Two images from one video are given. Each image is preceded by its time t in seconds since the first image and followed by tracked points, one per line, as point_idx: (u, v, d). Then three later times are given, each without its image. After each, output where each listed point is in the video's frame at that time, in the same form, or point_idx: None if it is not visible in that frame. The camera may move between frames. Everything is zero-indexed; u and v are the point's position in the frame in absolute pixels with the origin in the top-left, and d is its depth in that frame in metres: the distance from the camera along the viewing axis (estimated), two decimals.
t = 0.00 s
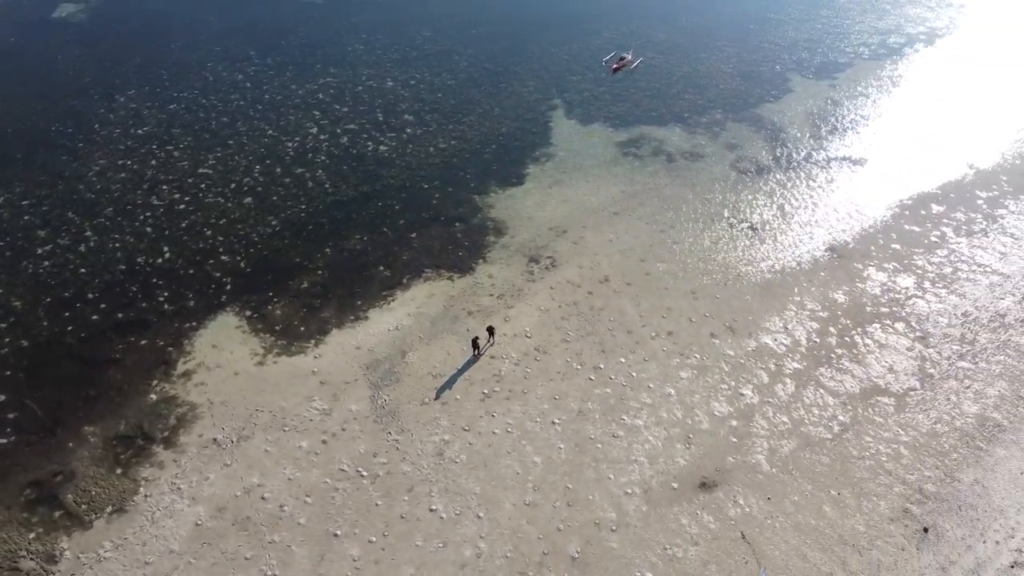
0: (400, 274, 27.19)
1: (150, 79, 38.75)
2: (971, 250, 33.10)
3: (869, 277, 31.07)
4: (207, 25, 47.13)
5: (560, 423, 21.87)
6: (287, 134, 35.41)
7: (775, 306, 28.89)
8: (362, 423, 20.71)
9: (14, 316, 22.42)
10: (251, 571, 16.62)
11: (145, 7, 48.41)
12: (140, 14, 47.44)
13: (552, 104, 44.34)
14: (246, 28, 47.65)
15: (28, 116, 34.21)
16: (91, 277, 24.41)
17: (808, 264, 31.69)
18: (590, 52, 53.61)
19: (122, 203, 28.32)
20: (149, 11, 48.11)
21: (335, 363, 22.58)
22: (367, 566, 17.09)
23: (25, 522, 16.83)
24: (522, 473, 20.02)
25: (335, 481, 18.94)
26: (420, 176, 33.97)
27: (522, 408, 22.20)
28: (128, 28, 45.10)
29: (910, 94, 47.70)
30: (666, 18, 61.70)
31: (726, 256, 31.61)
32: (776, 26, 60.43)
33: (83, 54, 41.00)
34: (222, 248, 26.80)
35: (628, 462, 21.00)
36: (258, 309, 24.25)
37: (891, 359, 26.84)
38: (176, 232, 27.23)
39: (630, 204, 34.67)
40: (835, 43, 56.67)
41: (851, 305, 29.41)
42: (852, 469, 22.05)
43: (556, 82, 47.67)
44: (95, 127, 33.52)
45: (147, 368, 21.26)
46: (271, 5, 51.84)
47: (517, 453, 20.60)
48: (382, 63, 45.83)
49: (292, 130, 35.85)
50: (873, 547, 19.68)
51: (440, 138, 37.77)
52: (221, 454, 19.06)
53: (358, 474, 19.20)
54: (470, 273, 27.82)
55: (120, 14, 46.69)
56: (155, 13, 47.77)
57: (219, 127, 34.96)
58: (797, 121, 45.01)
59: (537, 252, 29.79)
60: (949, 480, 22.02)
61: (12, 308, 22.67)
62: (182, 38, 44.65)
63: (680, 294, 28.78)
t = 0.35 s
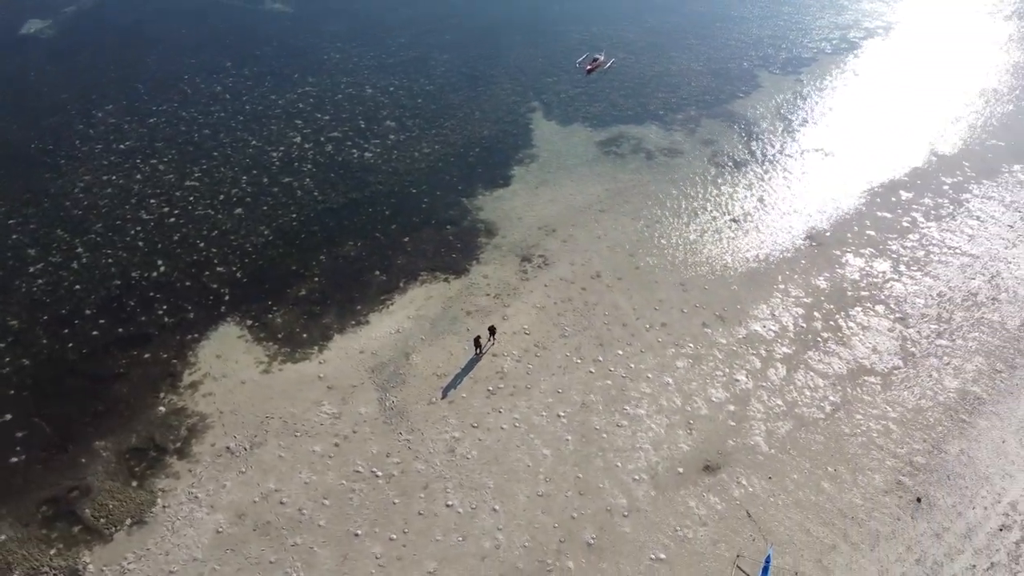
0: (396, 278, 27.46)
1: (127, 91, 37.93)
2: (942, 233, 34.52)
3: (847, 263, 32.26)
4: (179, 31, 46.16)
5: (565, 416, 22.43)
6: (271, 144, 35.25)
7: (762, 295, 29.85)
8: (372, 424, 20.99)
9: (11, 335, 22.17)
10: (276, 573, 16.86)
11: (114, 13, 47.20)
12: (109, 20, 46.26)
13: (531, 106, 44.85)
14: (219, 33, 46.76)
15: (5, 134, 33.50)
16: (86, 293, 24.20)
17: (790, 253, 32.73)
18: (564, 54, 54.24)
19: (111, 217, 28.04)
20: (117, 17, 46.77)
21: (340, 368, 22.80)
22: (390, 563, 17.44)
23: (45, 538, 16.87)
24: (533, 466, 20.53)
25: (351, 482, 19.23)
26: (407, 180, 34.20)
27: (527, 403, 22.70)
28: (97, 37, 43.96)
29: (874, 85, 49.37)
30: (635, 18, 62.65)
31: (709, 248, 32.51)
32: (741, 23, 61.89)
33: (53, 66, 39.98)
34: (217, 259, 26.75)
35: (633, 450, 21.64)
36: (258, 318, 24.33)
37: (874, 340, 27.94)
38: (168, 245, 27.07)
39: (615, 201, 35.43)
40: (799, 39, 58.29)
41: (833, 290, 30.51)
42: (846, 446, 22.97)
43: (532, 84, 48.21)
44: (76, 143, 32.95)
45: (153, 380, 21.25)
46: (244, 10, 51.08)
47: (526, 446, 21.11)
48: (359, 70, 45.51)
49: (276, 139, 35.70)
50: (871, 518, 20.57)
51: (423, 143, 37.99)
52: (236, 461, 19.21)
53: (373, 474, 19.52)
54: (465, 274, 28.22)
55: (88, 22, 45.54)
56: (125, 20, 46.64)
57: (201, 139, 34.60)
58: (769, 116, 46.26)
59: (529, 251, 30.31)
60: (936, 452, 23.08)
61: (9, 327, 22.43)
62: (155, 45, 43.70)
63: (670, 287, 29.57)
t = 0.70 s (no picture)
0: (392, 283, 27.73)
1: (105, 107, 37.32)
2: (912, 220, 35.93)
3: (825, 251, 33.46)
4: (151, 45, 45.45)
5: (568, 410, 22.99)
6: (255, 155, 35.00)
7: (747, 285, 30.83)
8: (381, 427, 21.30)
9: (10, 355, 21.93)
10: None
11: (83, 29, 46.23)
12: (78, 36, 45.27)
13: (510, 110, 45.35)
14: (194, 47, 46.18)
15: None
16: (82, 310, 23.99)
17: (772, 243, 33.74)
18: (538, 56, 54.77)
19: (101, 234, 27.73)
20: (82, 37, 45.15)
21: (345, 373, 23.05)
22: (411, 560, 17.83)
23: (65, 555, 16.91)
24: (542, 459, 21.05)
25: (365, 483, 19.54)
26: (394, 186, 34.38)
27: (531, 399, 23.21)
28: (67, 53, 43.00)
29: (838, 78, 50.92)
30: (604, 18, 63.39)
31: (693, 241, 33.40)
32: (707, 20, 63.12)
33: (25, 87, 39.08)
34: (212, 271, 26.71)
35: (636, 439, 22.29)
36: (259, 328, 24.42)
37: (856, 323, 29.07)
38: (161, 259, 26.91)
39: (599, 199, 36.19)
40: (764, 34, 59.68)
41: (813, 278, 31.63)
42: (838, 426, 23.92)
43: (509, 87, 48.71)
44: (57, 160, 32.35)
45: (159, 394, 21.25)
46: (216, 22, 50.45)
47: (533, 441, 21.61)
48: (337, 78, 45.45)
49: (260, 150, 35.46)
50: (867, 493, 21.50)
51: (407, 149, 38.15)
52: (250, 469, 19.37)
53: (387, 475, 19.85)
54: (460, 276, 28.60)
55: (57, 39, 44.57)
56: (95, 35, 45.73)
57: (184, 152, 34.17)
58: (740, 111, 47.45)
59: (520, 251, 30.82)
60: (922, 428, 24.17)
61: (7, 347, 22.17)
62: (129, 61, 43.01)
63: (659, 281, 30.36)
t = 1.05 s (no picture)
0: (388, 287, 27.98)
1: (85, 122, 36.82)
2: (886, 210, 37.18)
3: (805, 241, 34.51)
4: (127, 56, 44.89)
5: (571, 404, 23.53)
6: (242, 165, 34.83)
7: (733, 277, 31.68)
8: (389, 428, 21.60)
9: (11, 373, 21.77)
10: None
11: (56, 44, 45.37)
12: (52, 51, 44.52)
13: (491, 114, 45.74)
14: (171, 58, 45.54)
15: None
16: (81, 325, 23.85)
17: (755, 237, 34.60)
18: (516, 55, 55.05)
19: (92, 248, 27.47)
20: (73, 42, 45.91)
21: (349, 377, 23.28)
22: (429, 556, 18.20)
23: (84, 567, 16.99)
24: (548, 453, 21.54)
25: (378, 484, 19.84)
26: (383, 192, 34.53)
27: (533, 395, 23.67)
28: (43, 69, 42.34)
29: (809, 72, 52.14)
30: (579, 14, 63.72)
31: (678, 237, 34.13)
32: (679, 17, 63.97)
33: (2, 105, 38.42)
34: (208, 282, 26.67)
35: (638, 429, 22.89)
36: (260, 336, 24.50)
37: (839, 310, 30.07)
38: (156, 271, 26.78)
39: (584, 199, 36.80)
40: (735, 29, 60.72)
41: (796, 268, 32.61)
42: (829, 409, 24.79)
43: (489, 91, 49.09)
44: (40, 177, 31.91)
45: (165, 405, 21.29)
46: (191, 32, 49.65)
47: (539, 436, 22.10)
48: (317, 87, 45.30)
49: (246, 160, 35.29)
50: (861, 471, 22.35)
51: (393, 154, 38.15)
52: (263, 475, 19.55)
53: (398, 475, 20.17)
54: (455, 278, 28.96)
55: (32, 54, 43.90)
56: (69, 49, 44.92)
57: (170, 165, 33.86)
58: (716, 107, 48.35)
59: (511, 251, 31.28)
60: (908, 407, 25.17)
61: (7, 365, 21.98)
62: (107, 74, 42.45)
63: (649, 276, 31.06)
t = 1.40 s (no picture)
0: (386, 291, 28.26)
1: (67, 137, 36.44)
2: (861, 200, 38.49)
3: (786, 232, 35.58)
4: (104, 70, 44.41)
5: (574, 398, 24.10)
6: (230, 176, 34.74)
7: (720, 270, 32.55)
8: (399, 428, 21.96)
9: (16, 390, 21.66)
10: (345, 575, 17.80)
11: (30, 61, 44.71)
12: (26, 66, 43.87)
13: (473, 118, 46.09)
14: (148, 71, 45.03)
15: None
16: (81, 339, 23.75)
17: (739, 230, 35.55)
18: (492, 58, 55.43)
19: (86, 263, 27.27)
20: (48, 57, 45.32)
21: (355, 381, 23.55)
22: (448, 550, 18.64)
23: None
24: (556, 445, 22.10)
25: (393, 482, 20.19)
26: (372, 198, 34.76)
27: (536, 390, 24.20)
28: (34, 74, 43.13)
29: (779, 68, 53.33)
30: (552, 13, 64.11)
31: (665, 232, 34.92)
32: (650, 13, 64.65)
33: (3, 105, 39.75)
34: (206, 292, 26.68)
35: (640, 419, 23.55)
36: (263, 343, 24.66)
37: (823, 297, 31.13)
38: (152, 284, 26.69)
39: (570, 199, 37.41)
40: (706, 22, 61.46)
41: (779, 258, 33.63)
42: (821, 392, 25.74)
43: (468, 95, 49.42)
44: (26, 194, 31.54)
45: (175, 415, 21.37)
46: (165, 46, 49.02)
47: (546, 430, 22.63)
48: (298, 96, 45.24)
49: (233, 171, 35.20)
50: (855, 450, 23.29)
51: (379, 161, 38.36)
52: (279, 479, 19.80)
53: (412, 473, 20.55)
54: (451, 280, 29.36)
55: (24, 59, 44.79)
56: (44, 65, 44.28)
57: (157, 178, 33.62)
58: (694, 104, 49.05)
59: (504, 252, 31.78)
60: (895, 387, 26.23)
61: (10, 382, 21.84)
62: (84, 87, 41.94)
63: (639, 272, 31.78)
